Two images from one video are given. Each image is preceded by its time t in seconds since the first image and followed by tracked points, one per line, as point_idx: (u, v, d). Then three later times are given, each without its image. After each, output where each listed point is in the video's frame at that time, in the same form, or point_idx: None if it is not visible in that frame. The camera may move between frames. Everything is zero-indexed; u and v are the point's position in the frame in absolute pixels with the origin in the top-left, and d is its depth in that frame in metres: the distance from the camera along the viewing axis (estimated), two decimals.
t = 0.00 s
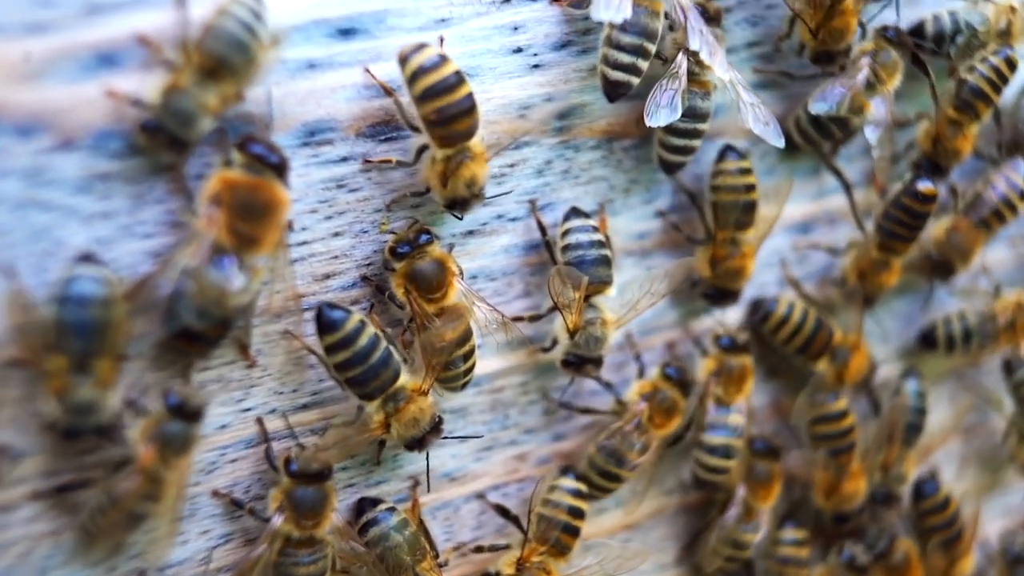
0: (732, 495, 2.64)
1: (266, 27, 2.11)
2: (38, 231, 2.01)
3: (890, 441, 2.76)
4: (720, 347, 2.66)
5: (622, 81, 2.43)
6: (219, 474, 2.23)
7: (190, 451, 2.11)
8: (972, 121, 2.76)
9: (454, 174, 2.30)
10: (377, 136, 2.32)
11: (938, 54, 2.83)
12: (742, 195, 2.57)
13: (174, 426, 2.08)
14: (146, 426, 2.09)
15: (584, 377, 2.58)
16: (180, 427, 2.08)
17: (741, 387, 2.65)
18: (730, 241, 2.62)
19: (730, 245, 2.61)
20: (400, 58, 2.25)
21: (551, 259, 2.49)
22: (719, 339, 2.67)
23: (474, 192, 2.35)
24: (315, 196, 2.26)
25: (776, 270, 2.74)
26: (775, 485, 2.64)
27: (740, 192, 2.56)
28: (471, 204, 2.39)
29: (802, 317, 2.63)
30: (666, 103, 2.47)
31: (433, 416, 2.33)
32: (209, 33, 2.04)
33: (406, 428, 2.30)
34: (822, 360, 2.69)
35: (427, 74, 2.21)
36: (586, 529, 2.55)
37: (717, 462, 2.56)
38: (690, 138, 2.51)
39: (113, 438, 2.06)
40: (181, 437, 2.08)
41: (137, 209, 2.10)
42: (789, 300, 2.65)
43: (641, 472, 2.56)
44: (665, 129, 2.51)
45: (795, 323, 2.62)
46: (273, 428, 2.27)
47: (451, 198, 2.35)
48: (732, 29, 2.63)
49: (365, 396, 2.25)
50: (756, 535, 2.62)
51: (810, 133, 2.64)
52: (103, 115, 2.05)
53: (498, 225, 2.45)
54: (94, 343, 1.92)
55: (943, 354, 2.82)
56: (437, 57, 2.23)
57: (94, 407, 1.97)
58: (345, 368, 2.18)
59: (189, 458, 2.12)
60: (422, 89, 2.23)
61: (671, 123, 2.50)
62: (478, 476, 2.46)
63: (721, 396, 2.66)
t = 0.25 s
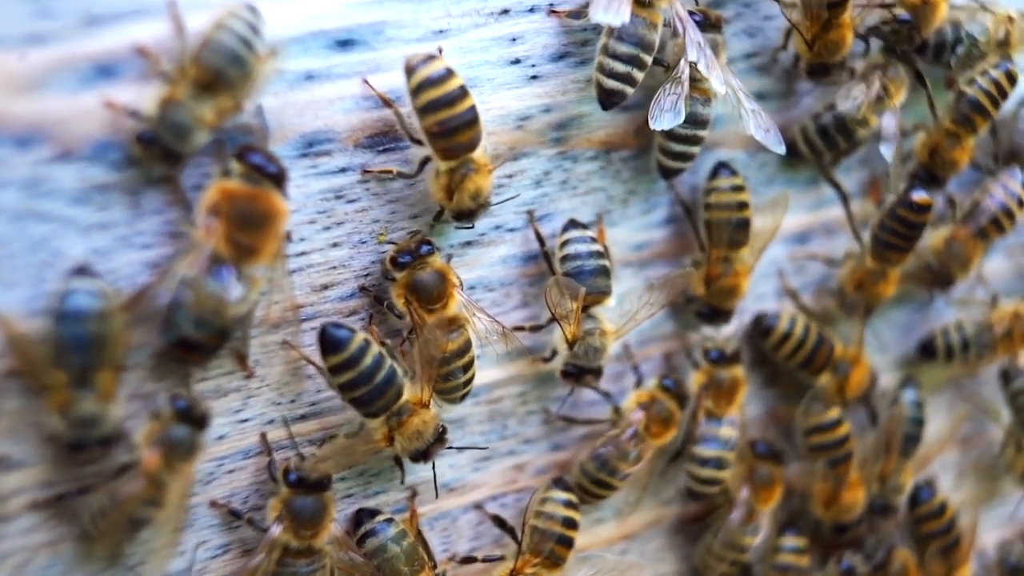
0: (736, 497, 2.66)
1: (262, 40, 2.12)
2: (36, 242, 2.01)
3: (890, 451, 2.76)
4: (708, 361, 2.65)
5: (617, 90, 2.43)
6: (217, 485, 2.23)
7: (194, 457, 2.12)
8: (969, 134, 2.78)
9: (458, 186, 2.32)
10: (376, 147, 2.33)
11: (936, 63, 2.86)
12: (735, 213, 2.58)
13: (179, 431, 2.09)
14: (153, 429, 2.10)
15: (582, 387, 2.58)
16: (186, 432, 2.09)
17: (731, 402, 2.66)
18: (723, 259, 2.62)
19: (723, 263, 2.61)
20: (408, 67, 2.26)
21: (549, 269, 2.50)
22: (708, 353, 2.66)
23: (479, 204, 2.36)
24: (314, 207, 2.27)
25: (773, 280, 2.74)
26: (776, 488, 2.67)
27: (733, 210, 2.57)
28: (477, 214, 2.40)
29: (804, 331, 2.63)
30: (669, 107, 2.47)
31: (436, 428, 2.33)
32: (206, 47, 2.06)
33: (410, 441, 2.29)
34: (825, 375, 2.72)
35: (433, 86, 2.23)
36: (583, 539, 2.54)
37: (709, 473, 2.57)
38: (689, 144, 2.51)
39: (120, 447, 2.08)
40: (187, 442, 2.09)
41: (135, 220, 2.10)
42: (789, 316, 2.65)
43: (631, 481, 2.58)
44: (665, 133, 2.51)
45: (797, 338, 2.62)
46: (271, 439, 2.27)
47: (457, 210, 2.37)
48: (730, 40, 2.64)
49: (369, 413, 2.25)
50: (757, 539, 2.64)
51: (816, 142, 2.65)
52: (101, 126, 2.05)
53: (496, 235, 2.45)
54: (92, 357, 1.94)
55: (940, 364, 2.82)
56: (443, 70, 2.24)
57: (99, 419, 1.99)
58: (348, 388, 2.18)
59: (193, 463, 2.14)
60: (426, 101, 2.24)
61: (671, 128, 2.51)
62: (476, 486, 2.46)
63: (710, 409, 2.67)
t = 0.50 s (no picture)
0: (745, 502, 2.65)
1: (260, 53, 2.13)
2: (34, 253, 2.01)
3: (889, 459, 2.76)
4: (707, 371, 2.66)
5: (614, 101, 2.43)
6: (214, 496, 2.22)
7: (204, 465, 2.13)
8: (966, 145, 2.80)
9: (461, 196, 2.33)
10: (374, 158, 2.33)
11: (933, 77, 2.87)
12: (733, 224, 2.58)
13: (191, 437, 2.10)
14: (165, 435, 2.11)
15: (580, 397, 2.59)
16: (198, 438, 2.11)
17: (727, 412, 2.66)
18: (720, 271, 2.62)
19: (720, 275, 2.62)
20: (401, 79, 2.26)
21: (548, 279, 2.50)
22: (706, 362, 2.67)
23: (482, 212, 2.37)
24: (312, 218, 2.27)
25: (771, 290, 2.74)
26: (782, 494, 2.66)
27: (731, 220, 2.57)
28: (480, 222, 2.40)
29: (802, 348, 2.63)
30: (667, 112, 2.47)
31: (435, 440, 2.34)
32: (205, 60, 2.06)
33: (409, 454, 2.30)
34: (826, 387, 2.74)
35: (426, 97, 2.23)
36: (582, 548, 2.54)
37: (703, 484, 2.57)
38: (687, 152, 2.52)
39: (126, 451, 2.08)
40: (200, 447, 2.11)
41: (133, 231, 2.10)
42: (788, 332, 2.64)
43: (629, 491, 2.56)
44: (663, 142, 2.52)
45: (796, 354, 2.62)
46: (270, 449, 2.27)
47: (461, 220, 2.38)
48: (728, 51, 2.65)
49: (368, 429, 2.25)
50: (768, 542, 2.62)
51: (814, 149, 2.66)
52: (99, 137, 2.05)
53: (495, 245, 2.46)
54: (89, 369, 1.94)
55: (940, 372, 2.83)
56: (437, 80, 2.25)
57: (99, 432, 1.99)
58: (347, 404, 2.18)
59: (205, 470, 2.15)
60: (422, 111, 2.24)
61: (668, 136, 2.51)
62: (475, 496, 2.46)
63: (708, 419, 2.66)
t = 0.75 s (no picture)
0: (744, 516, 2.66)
1: (261, 66, 2.14)
2: (34, 263, 2.01)
3: (887, 469, 2.78)
4: (713, 380, 2.68)
5: (613, 113, 2.44)
6: (214, 505, 2.22)
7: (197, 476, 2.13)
8: (966, 155, 2.81)
9: (460, 206, 2.33)
10: (373, 169, 2.33)
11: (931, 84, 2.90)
12: (727, 234, 2.59)
13: (183, 451, 2.10)
14: (158, 447, 2.11)
15: (579, 407, 2.58)
16: (189, 451, 2.10)
17: (733, 421, 2.67)
18: (715, 279, 2.62)
19: (714, 283, 2.62)
20: (391, 89, 2.27)
21: (547, 289, 2.51)
22: (712, 371, 2.69)
23: (481, 222, 2.37)
24: (311, 228, 2.27)
25: (769, 300, 2.75)
26: (781, 504, 2.66)
27: (726, 230, 2.59)
28: (480, 233, 2.40)
29: (802, 360, 2.63)
30: (665, 119, 2.48)
31: (436, 451, 2.35)
32: (205, 72, 2.07)
33: (408, 464, 2.31)
34: (823, 401, 2.74)
35: (417, 104, 2.23)
36: (581, 558, 2.54)
37: (707, 492, 2.57)
38: (685, 160, 2.52)
39: (125, 466, 2.07)
40: (190, 461, 2.10)
41: (133, 241, 2.10)
42: (788, 346, 2.65)
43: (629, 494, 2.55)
44: (660, 151, 2.52)
45: (796, 367, 2.63)
46: (268, 459, 2.27)
47: (461, 230, 2.38)
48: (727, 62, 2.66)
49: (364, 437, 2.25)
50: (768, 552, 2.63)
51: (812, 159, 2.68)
52: (99, 148, 2.06)
53: (493, 256, 2.46)
54: (87, 379, 1.93)
55: (938, 382, 2.83)
56: (426, 87, 2.25)
57: (104, 441, 2.00)
58: (338, 409, 2.18)
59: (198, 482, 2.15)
60: (412, 118, 2.25)
61: (666, 145, 2.52)
62: (474, 506, 2.47)
63: (714, 428, 2.67)
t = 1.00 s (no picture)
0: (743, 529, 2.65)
1: (257, 78, 2.15)
2: (33, 274, 2.01)
3: (887, 479, 2.77)
4: (715, 390, 2.67)
5: (611, 121, 2.44)
6: (212, 516, 2.22)
7: (191, 481, 2.12)
8: (965, 165, 2.81)
9: (461, 218, 2.33)
10: (372, 179, 2.33)
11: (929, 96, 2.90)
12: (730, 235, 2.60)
13: (173, 459, 2.09)
14: (147, 458, 2.10)
15: (578, 417, 2.57)
16: (179, 458, 2.10)
17: (737, 429, 2.66)
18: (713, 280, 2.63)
19: (711, 284, 2.63)
20: (391, 104, 2.23)
21: (546, 299, 2.51)
22: (715, 381, 2.67)
23: (482, 233, 2.36)
24: (310, 239, 2.27)
25: (768, 310, 2.75)
26: (780, 514, 2.66)
27: (727, 232, 2.59)
28: (481, 243, 2.40)
29: (803, 369, 2.64)
30: (666, 126, 2.48)
31: (436, 462, 2.33)
32: (203, 83, 2.06)
33: (408, 474, 2.30)
34: (822, 412, 2.72)
35: (418, 121, 2.21)
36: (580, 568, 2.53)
37: (706, 502, 2.56)
38: (680, 171, 2.52)
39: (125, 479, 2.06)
40: (180, 468, 2.09)
41: (132, 252, 2.10)
42: (789, 354, 2.66)
43: (626, 503, 2.54)
44: (656, 159, 2.52)
45: (796, 375, 2.64)
46: (267, 470, 2.26)
47: (461, 240, 2.37)
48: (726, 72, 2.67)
49: (364, 446, 2.25)
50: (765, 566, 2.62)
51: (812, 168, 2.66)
52: (97, 159, 2.05)
53: (492, 266, 2.46)
54: (93, 395, 1.94)
55: (937, 394, 2.82)
56: (426, 103, 2.23)
57: (105, 453, 2.00)
58: (340, 420, 2.18)
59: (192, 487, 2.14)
60: (414, 136, 2.24)
61: (662, 153, 2.52)
62: (473, 516, 2.46)
63: (714, 437, 2.65)
